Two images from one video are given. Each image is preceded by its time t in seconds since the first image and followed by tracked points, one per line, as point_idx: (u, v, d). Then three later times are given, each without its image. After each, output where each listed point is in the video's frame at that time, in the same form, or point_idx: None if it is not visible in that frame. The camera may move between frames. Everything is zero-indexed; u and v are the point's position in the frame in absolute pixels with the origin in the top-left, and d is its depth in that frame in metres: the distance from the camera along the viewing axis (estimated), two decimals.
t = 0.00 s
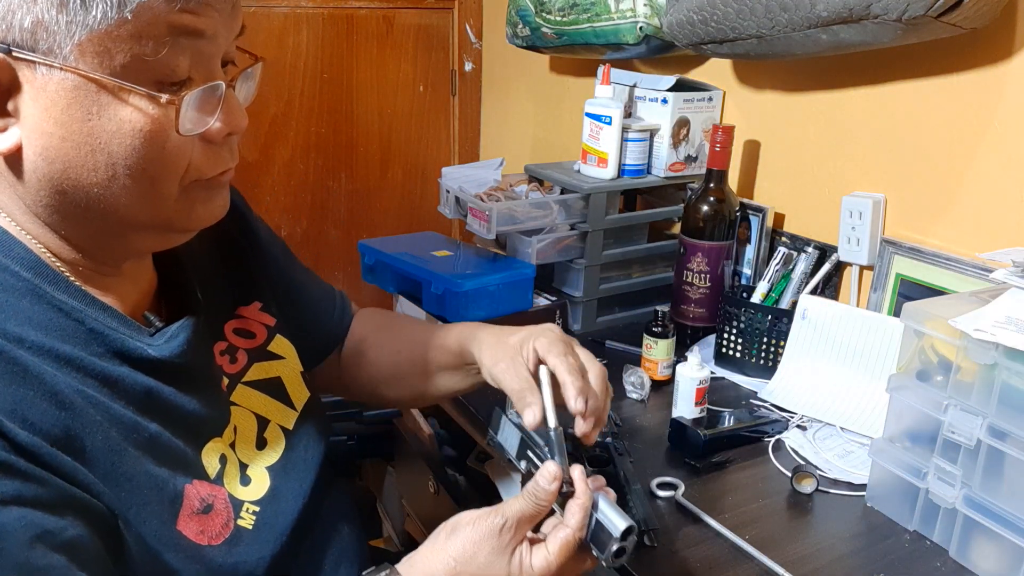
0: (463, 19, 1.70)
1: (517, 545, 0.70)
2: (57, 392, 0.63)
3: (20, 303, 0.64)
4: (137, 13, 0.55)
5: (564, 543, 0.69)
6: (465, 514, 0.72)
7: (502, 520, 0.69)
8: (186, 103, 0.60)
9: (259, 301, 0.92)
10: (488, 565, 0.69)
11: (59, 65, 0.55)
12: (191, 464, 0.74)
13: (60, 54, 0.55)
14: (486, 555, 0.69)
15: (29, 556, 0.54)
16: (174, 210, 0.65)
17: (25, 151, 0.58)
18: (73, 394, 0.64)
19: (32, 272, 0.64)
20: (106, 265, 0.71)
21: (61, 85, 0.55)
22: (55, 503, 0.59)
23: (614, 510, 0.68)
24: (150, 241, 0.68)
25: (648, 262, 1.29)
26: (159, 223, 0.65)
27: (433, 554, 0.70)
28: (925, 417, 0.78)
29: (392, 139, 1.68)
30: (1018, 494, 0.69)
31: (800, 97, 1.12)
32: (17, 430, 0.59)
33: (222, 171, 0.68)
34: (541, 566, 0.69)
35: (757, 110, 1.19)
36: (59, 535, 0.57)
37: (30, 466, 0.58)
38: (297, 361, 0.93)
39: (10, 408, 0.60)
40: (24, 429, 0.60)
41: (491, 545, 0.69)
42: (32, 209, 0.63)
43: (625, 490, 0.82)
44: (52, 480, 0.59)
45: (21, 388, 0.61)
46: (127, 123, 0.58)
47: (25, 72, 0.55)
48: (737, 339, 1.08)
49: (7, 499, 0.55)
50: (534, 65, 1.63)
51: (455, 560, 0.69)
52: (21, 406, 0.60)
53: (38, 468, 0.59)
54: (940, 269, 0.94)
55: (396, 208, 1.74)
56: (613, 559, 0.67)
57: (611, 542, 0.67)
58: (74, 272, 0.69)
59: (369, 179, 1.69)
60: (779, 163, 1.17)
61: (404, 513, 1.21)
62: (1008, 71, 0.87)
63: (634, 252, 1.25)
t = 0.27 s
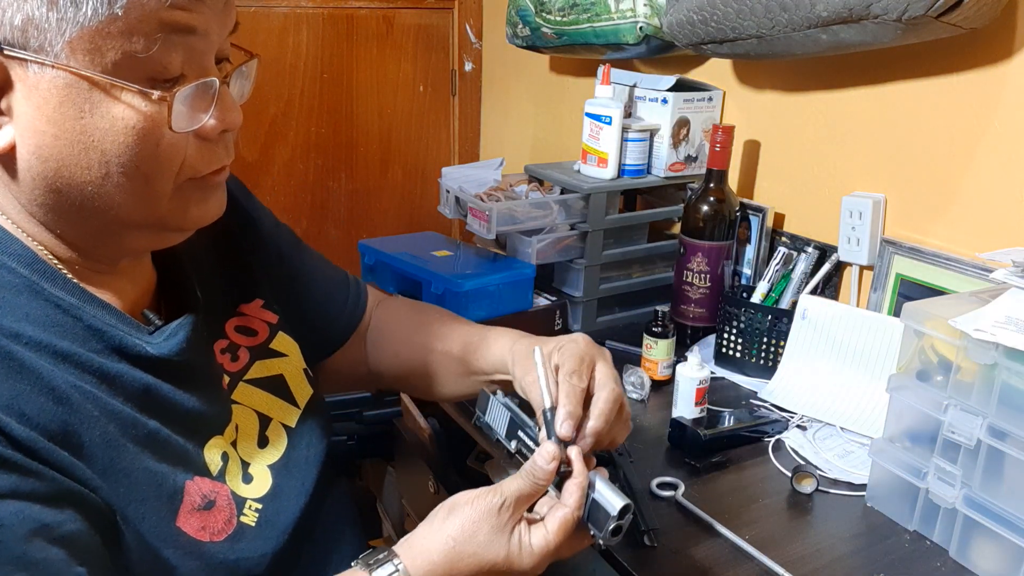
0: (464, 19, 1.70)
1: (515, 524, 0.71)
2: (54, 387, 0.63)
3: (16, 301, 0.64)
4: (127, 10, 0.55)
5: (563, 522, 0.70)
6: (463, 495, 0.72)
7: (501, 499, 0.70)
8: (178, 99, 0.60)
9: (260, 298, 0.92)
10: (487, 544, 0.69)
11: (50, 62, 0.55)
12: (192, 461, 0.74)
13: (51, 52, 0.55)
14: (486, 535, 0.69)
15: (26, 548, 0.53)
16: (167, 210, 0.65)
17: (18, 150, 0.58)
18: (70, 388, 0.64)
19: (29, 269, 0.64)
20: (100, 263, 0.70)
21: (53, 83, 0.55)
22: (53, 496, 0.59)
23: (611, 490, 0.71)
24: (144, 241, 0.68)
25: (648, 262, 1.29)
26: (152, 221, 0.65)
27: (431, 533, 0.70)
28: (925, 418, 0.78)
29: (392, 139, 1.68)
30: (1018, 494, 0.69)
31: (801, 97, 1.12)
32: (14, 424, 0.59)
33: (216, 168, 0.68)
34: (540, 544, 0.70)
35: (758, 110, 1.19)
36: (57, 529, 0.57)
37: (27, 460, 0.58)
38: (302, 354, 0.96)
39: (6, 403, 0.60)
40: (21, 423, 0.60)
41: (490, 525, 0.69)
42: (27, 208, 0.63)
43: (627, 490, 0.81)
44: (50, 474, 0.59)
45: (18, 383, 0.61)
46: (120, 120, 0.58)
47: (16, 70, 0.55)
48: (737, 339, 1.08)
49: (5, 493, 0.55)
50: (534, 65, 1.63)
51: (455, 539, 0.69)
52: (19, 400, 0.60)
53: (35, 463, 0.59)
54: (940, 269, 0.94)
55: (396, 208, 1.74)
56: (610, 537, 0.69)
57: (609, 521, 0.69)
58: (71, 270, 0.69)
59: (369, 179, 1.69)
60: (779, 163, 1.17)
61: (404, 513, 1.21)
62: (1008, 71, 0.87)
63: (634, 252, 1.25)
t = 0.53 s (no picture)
0: (463, 19, 1.70)
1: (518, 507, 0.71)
2: (60, 386, 0.63)
3: (22, 301, 0.64)
4: (125, 9, 0.55)
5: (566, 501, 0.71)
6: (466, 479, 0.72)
7: (502, 484, 0.70)
8: (179, 98, 0.60)
9: (264, 298, 0.93)
10: (492, 527, 0.69)
11: (50, 63, 0.55)
12: (198, 460, 0.74)
13: (51, 53, 0.55)
14: (489, 518, 0.69)
15: (36, 548, 0.53)
16: (169, 209, 0.65)
17: (21, 152, 0.58)
18: (77, 388, 0.64)
19: (34, 270, 0.64)
20: (106, 263, 0.70)
21: (54, 84, 0.55)
22: (61, 496, 0.59)
23: (613, 470, 0.71)
24: (148, 241, 0.68)
25: (648, 262, 1.29)
26: (155, 221, 0.65)
27: (436, 516, 0.70)
28: (925, 418, 0.78)
29: (391, 138, 1.68)
30: (1018, 494, 0.69)
31: (800, 96, 1.12)
32: (22, 424, 0.59)
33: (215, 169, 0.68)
34: (544, 526, 0.71)
35: (757, 110, 1.19)
36: (67, 528, 0.57)
37: (33, 459, 0.58)
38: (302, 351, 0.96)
39: (13, 403, 0.60)
40: (29, 423, 0.60)
41: (493, 507, 0.70)
42: (30, 209, 0.63)
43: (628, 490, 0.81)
44: (57, 473, 0.59)
45: (24, 383, 0.61)
46: (121, 121, 0.58)
47: (16, 72, 0.55)
48: (737, 339, 1.08)
49: (13, 492, 0.55)
50: (534, 65, 1.63)
51: (458, 523, 0.69)
52: (26, 400, 0.60)
53: (43, 462, 0.59)
54: (940, 269, 0.94)
55: (396, 208, 1.74)
56: (614, 517, 0.70)
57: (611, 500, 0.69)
58: (76, 271, 0.69)
59: (369, 179, 1.69)
60: (780, 163, 1.17)
61: (405, 512, 1.21)
62: (1009, 72, 0.87)
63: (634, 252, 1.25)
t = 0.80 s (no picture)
0: (463, 19, 1.70)
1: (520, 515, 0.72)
2: (62, 386, 0.63)
3: (24, 301, 0.64)
4: None
5: (569, 505, 0.71)
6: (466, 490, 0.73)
7: (503, 490, 0.71)
8: (187, 82, 0.60)
9: (266, 299, 0.92)
10: (494, 532, 0.70)
11: (57, 55, 0.55)
12: (198, 461, 0.74)
13: (57, 45, 0.55)
14: (492, 523, 0.70)
15: (38, 548, 0.53)
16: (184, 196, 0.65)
17: (33, 148, 0.58)
18: (78, 388, 0.64)
19: (37, 269, 0.64)
20: (115, 262, 0.70)
21: (61, 77, 0.55)
22: (63, 496, 0.59)
23: (614, 470, 0.71)
24: (164, 233, 0.68)
25: (648, 262, 1.29)
26: (167, 211, 0.65)
27: (439, 526, 0.71)
28: (924, 417, 0.78)
29: (392, 138, 1.68)
30: (1017, 494, 0.69)
31: (800, 96, 1.12)
32: (23, 425, 0.59)
33: (223, 156, 0.68)
34: (549, 532, 0.71)
35: (757, 110, 1.19)
36: (68, 529, 0.57)
37: (33, 460, 0.58)
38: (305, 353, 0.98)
39: (16, 403, 0.60)
40: (31, 424, 0.60)
41: (496, 513, 0.70)
42: (41, 206, 0.64)
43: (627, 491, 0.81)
44: (59, 475, 0.60)
45: (26, 384, 0.61)
46: (129, 109, 0.58)
47: (24, 67, 0.55)
48: (737, 339, 1.08)
49: (14, 493, 0.55)
50: (534, 66, 1.63)
51: (462, 528, 0.70)
52: (29, 400, 0.60)
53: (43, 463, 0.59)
54: (940, 269, 0.94)
55: (396, 208, 1.74)
56: (618, 517, 0.69)
57: (614, 499, 0.69)
58: (84, 272, 0.69)
59: (370, 179, 1.69)
60: (779, 163, 1.17)
61: (405, 513, 1.21)
62: (1008, 71, 0.87)
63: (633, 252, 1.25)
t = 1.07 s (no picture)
0: (463, 19, 1.70)
1: (538, 530, 0.69)
2: (65, 383, 0.63)
3: (25, 300, 0.64)
4: None
5: (606, 552, 0.68)
6: (484, 507, 0.71)
7: (524, 506, 0.69)
8: (184, 84, 0.60)
9: (261, 295, 0.92)
10: (508, 545, 0.67)
11: (56, 53, 0.55)
12: (198, 457, 0.74)
13: (56, 42, 0.55)
14: (507, 536, 0.67)
15: (45, 544, 0.54)
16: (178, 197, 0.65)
17: (30, 146, 0.59)
18: (82, 385, 0.64)
19: (38, 268, 0.64)
20: (111, 258, 0.71)
21: (60, 75, 0.55)
22: (68, 492, 0.59)
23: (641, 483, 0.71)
24: (161, 229, 0.68)
25: (648, 262, 1.29)
26: (163, 211, 0.65)
27: (455, 544, 0.69)
28: (924, 417, 0.78)
29: (392, 138, 1.68)
30: (1017, 494, 0.69)
31: (800, 96, 1.12)
32: (29, 422, 0.59)
33: (221, 156, 0.68)
34: (568, 556, 0.68)
35: (757, 110, 1.19)
36: (74, 524, 0.57)
37: (39, 455, 0.58)
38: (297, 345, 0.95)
39: (21, 400, 0.60)
40: (35, 420, 0.60)
41: (511, 527, 0.68)
42: (38, 203, 0.64)
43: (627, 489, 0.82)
44: (66, 469, 0.60)
45: (30, 382, 0.61)
46: (127, 108, 0.57)
47: (22, 64, 0.55)
48: (737, 339, 1.08)
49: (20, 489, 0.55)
50: (534, 66, 1.63)
51: (478, 545, 0.67)
52: (32, 398, 0.60)
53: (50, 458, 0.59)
54: (940, 269, 0.94)
55: (396, 209, 1.74)
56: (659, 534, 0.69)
57: (655, 516, 0.69)
58: (84, 268, 0.69)
59: (369, 179, 1.69)
60: (779, 163, 1.17)
61: (405, 513, 1.21)
62: (1009, 71, 0.87)
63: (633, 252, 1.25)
